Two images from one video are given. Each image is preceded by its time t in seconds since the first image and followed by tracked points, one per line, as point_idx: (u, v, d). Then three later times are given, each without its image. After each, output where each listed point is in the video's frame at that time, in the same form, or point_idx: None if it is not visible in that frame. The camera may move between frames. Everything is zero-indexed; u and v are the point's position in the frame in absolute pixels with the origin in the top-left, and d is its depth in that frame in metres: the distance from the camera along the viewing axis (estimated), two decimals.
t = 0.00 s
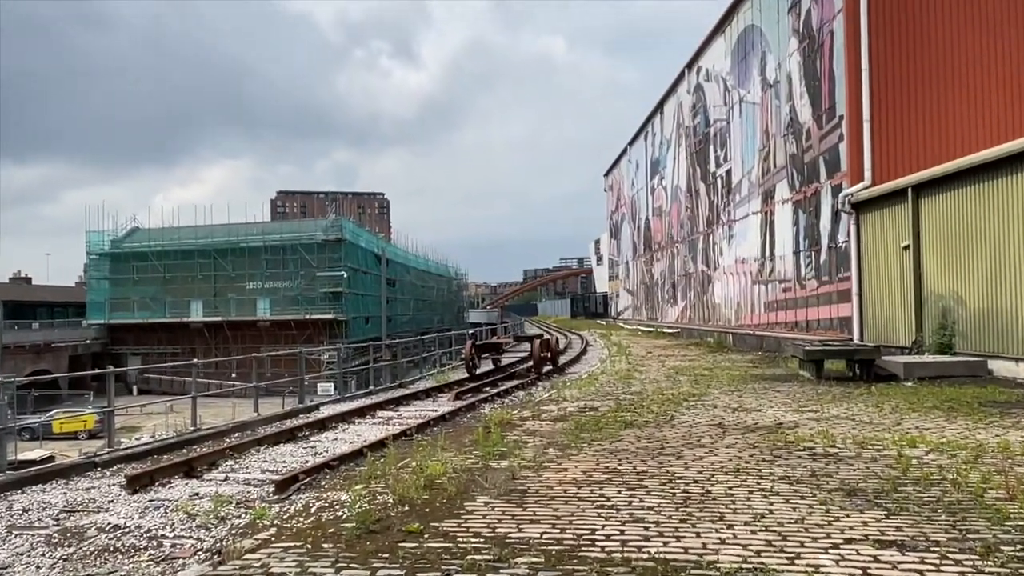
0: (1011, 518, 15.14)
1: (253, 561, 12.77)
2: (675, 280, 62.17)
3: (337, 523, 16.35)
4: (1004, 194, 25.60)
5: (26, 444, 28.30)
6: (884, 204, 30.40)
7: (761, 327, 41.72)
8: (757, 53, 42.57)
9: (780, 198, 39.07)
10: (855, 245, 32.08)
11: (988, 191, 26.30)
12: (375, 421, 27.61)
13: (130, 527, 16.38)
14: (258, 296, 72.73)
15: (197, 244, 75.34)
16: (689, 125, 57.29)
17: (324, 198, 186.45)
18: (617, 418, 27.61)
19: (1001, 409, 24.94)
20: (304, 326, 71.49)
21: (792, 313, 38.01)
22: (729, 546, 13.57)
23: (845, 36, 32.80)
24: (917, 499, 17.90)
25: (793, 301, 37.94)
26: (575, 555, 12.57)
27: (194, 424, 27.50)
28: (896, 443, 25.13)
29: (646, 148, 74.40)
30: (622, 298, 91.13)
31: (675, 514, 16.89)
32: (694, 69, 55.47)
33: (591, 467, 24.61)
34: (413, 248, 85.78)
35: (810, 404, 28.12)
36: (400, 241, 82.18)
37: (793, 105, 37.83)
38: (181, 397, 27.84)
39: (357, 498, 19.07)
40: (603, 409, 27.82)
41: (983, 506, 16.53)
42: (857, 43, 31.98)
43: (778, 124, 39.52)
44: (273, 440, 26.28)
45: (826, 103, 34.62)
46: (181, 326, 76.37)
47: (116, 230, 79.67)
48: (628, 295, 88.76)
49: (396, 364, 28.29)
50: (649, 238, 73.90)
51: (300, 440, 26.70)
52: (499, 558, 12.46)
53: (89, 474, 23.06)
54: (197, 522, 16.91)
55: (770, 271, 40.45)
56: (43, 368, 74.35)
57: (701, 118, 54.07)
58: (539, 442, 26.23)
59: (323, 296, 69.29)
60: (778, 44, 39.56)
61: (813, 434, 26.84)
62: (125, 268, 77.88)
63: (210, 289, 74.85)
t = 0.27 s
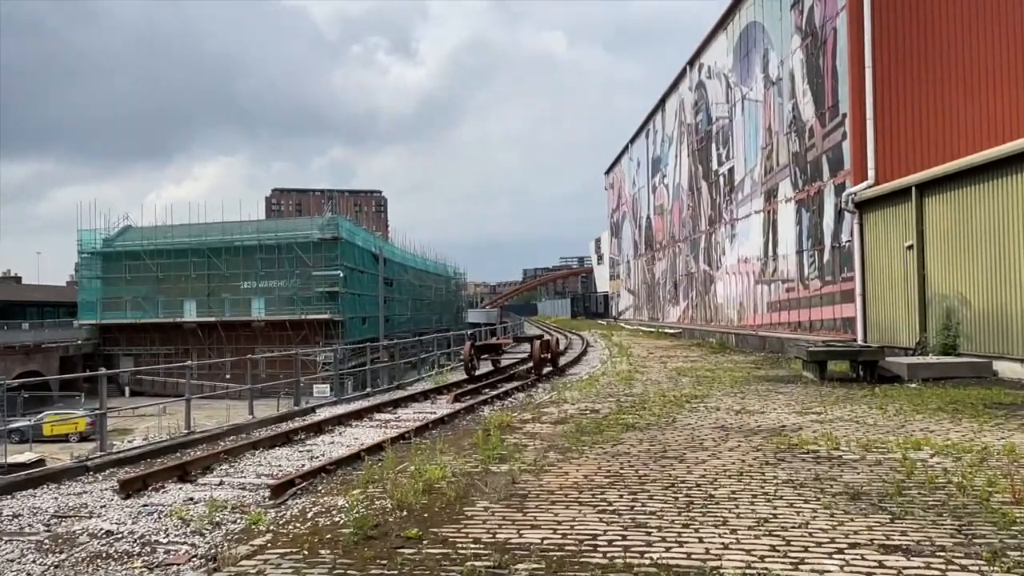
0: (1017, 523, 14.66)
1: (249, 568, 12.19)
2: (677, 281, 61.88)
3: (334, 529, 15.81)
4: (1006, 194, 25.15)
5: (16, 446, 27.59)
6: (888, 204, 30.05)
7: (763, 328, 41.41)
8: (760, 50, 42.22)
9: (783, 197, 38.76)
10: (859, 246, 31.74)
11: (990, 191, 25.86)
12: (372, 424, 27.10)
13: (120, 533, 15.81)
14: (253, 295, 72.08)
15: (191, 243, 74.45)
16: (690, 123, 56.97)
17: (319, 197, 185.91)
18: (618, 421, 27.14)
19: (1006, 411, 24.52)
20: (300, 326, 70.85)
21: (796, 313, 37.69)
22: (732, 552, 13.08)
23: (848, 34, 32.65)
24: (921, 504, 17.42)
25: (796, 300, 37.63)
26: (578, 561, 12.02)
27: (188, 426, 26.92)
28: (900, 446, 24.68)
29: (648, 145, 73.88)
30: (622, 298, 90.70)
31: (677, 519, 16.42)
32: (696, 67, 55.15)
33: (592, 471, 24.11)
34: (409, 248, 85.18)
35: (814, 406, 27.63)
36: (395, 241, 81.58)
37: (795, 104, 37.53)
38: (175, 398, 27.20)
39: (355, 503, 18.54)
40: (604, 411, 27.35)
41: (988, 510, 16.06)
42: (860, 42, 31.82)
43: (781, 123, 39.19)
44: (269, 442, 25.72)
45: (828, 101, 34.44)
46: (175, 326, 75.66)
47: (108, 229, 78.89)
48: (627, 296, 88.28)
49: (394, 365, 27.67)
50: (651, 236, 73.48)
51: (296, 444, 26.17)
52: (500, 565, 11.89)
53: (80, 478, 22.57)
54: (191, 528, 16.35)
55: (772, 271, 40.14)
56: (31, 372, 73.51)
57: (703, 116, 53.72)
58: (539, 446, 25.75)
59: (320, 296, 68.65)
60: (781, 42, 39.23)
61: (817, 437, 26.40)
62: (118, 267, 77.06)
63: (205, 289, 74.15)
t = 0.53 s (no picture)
0: None
1: None
2: (682, 281, 60.89)
3: (328, 538, 14.87)
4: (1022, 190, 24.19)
5: None
6: (900, 202, 29.10)
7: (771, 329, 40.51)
8: (767, 42, 41.34)
9: (792, 194, 37.84)
10: (870, 245, 30.81)
11: (1006, 187, 24.90)
12: (367, 429, 26.17)
13: (98, 542, 14.90)
14: (244, 296, 69.77)
15: (180, 242, 72.43)
16: (696, 118, 56.06)
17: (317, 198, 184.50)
18: (621, 426, 26.21)
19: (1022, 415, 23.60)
20: (293, 328, 68.81)
21: (805, 315, 36.74)
22: (740, 561, 12.13)
23: (858, 25, 31.80)
24: (934, 511, 16.50)
25: (805, 300, 36.71)
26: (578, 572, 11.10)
27: (176, 431, 25.99)
28: (912, 451, 23.74)
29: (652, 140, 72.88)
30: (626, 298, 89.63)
31: (681, 527, 15.51)
32: (702, 60, 54.27)
33: (594, 477, 23.18)
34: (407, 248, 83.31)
35: (824, 411, 26.67)
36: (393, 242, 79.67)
37: (804, 98, 36.65)
38: (163, 403, 26.31)
39: (349, 511, 17.58)
40: (607, 416, 26.43)
41: (1004, 518, 15.13)
42: (870, 34, 30.98)
43: (789, 118, 38.31)
44: (261, 448, 24.74)
45: (838, 95, 33.58)
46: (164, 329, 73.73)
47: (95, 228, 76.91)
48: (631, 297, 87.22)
49: (389, 369, 26.82)
50: (655, 234, 72.46)
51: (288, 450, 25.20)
52: None
53: (65, 485, 21.61)
54: (180, 537, 15.37)
55: (781, 270, 39.23)
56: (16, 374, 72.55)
57: (709, 111, 52.79)
58: (540, 452, 24.82)
59: (313, 296, 66.81)
60: (789, 33, 38.36)
61: (826, 442, 25.45)
62: (104, 267, 75.09)
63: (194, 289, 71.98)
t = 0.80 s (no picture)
0: None
1: None
2: (689, 280, 59.57)
3: (319, 550, 13.73)
4: None
5: None
6: (916, 199, 27.94)
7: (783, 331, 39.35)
8: (778, 33, 40.23)
9: (803, 191, 36.71)
10: (884, 243, 29.66)
11: None
12: (361, 436, 25.05)
13: (66, 553, 13.81)
14: (232, 297, 68.32)
15: (163, 242, 71.02)
16: (704, 111, 54.97)
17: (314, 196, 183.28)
18: (625, 433, 25.09)
19: None
20: (283, 330, 66.89)
21: (817, 317, 35.67)
22: (754, 573, 10.99)
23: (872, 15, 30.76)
24: (952, 521, 15.39)
25: (817, 300, 35.62)
26: None
27: (161, 439, 24.92)
28: (929, 459, 22.60)
29: (658, 134, 71.43)
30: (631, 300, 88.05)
31: (689, 538, 14.42)
32: (710, 51, 53.14)
33: (597, 486, 22.04)
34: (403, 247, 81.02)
35: (837, 417, 25.54)
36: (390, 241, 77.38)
37: (816, 90, 35.57)
38: (148, 409, 25.28)
39: (341, 521, 16.44)
40: (611, 422, 25.31)
41: None
42: (886, 23, 29.95)
43: (801, 110, 37.22)
44: (248, 456, 23.53)
45: (851, 88, 32.49)
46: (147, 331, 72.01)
47: (76, 227, 75.38)
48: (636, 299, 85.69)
49: (383, 373, 25.68)
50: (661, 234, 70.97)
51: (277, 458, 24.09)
52: None
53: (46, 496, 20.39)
54: (164, 549, 14.15)
55: (792, 271, 38.10)
56: None
57: (716, 104, 51.70)
58: (540, 460, 23.69)
59: (303, 297, 64.76)
60: (800, 23, 37.27)
61: (839, 450, 24.31)
62: (86, 268, 73.65)
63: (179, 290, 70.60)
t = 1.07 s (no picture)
0: None
1: None
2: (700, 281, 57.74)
3: (306, 567, 12.16)
4: None
5: None
6: (940, 193, 26.45)
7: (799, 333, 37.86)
8: (792, 19, 38.75)
9: (819, 185, 35.23)
10: (905, 241, 28.18)
11: None
12: (351, 447, 23.57)
13: (17, 569, 12.33)
14: (214, 300, 63.21)
15: (142, 239, 65.52)
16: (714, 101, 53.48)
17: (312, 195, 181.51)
18: (631, 442, 23.62)
19: None
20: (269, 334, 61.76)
21: (835, 319, 34.22)
22: None
23: None
24: (980, 535, 13.96)
25: (835, 301, 34.16)
26: None
27: (140, 449, 23.46)
28: (953, 469, 21.11)
29: (667, 127, 69.64)
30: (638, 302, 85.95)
31: (700, 554, 12.98)
32: (720, 37, 51.71)
33: (603, 498, 20.52)
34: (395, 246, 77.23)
35: (855, 425, 24.06)
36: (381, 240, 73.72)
37: (833, 80, 34.12)
38: (126, 418, 23.84)
39: (330, 536, 14.91)
40: (616, 431, 23.85)
41: None
42: (905, 7, 28.53)
43: (816, 101, 35.77)
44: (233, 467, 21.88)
45: (870, 77, 31.05)
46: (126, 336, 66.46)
47: (49, 224, 69.38)
48: (642, 301, 83.66)
49: (375, 378, 24.22)
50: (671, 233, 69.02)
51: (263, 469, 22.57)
52: None
53: (18, 509, 18.74)
54: (143, 565, 12.46)
55: (808, 270, 36.63)
56: None
57: (728, 94, 50.19)
58: (541, 471, 22.21)
59: (291, 299, 60.07)
60: (816, 10, 35.82)
61: (859, 460, 22.84)
62: (59, 267, 67.58)
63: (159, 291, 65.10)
